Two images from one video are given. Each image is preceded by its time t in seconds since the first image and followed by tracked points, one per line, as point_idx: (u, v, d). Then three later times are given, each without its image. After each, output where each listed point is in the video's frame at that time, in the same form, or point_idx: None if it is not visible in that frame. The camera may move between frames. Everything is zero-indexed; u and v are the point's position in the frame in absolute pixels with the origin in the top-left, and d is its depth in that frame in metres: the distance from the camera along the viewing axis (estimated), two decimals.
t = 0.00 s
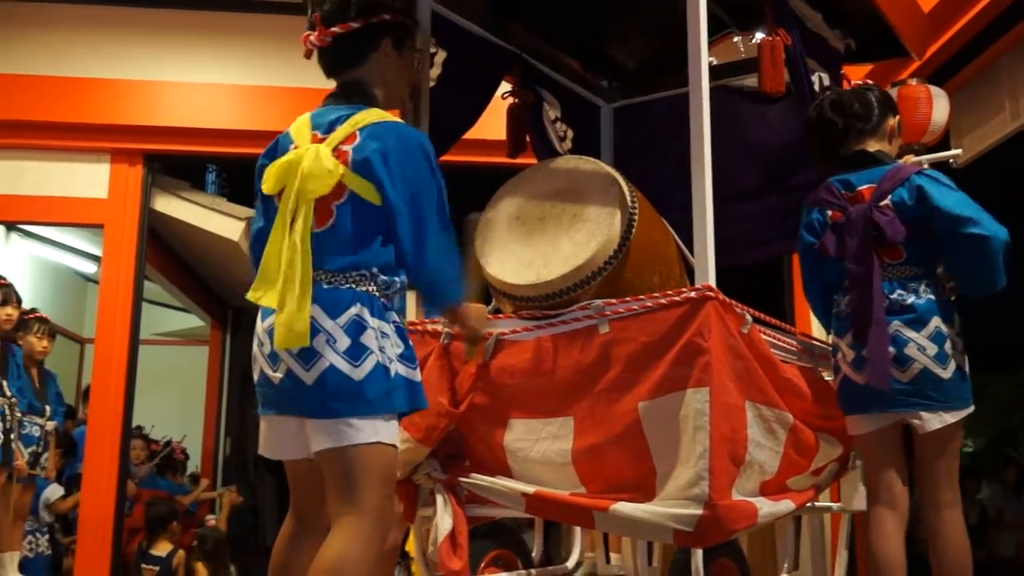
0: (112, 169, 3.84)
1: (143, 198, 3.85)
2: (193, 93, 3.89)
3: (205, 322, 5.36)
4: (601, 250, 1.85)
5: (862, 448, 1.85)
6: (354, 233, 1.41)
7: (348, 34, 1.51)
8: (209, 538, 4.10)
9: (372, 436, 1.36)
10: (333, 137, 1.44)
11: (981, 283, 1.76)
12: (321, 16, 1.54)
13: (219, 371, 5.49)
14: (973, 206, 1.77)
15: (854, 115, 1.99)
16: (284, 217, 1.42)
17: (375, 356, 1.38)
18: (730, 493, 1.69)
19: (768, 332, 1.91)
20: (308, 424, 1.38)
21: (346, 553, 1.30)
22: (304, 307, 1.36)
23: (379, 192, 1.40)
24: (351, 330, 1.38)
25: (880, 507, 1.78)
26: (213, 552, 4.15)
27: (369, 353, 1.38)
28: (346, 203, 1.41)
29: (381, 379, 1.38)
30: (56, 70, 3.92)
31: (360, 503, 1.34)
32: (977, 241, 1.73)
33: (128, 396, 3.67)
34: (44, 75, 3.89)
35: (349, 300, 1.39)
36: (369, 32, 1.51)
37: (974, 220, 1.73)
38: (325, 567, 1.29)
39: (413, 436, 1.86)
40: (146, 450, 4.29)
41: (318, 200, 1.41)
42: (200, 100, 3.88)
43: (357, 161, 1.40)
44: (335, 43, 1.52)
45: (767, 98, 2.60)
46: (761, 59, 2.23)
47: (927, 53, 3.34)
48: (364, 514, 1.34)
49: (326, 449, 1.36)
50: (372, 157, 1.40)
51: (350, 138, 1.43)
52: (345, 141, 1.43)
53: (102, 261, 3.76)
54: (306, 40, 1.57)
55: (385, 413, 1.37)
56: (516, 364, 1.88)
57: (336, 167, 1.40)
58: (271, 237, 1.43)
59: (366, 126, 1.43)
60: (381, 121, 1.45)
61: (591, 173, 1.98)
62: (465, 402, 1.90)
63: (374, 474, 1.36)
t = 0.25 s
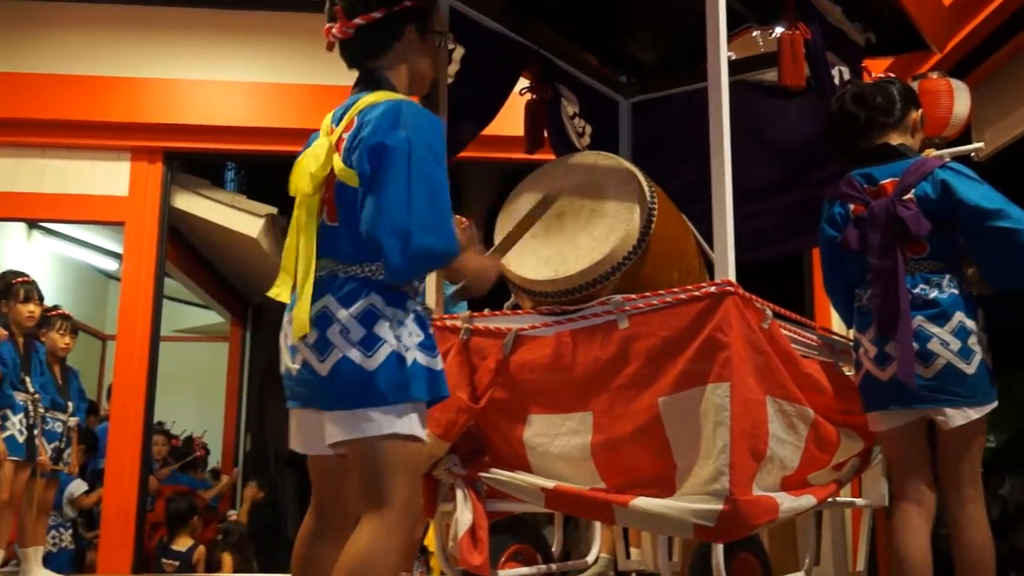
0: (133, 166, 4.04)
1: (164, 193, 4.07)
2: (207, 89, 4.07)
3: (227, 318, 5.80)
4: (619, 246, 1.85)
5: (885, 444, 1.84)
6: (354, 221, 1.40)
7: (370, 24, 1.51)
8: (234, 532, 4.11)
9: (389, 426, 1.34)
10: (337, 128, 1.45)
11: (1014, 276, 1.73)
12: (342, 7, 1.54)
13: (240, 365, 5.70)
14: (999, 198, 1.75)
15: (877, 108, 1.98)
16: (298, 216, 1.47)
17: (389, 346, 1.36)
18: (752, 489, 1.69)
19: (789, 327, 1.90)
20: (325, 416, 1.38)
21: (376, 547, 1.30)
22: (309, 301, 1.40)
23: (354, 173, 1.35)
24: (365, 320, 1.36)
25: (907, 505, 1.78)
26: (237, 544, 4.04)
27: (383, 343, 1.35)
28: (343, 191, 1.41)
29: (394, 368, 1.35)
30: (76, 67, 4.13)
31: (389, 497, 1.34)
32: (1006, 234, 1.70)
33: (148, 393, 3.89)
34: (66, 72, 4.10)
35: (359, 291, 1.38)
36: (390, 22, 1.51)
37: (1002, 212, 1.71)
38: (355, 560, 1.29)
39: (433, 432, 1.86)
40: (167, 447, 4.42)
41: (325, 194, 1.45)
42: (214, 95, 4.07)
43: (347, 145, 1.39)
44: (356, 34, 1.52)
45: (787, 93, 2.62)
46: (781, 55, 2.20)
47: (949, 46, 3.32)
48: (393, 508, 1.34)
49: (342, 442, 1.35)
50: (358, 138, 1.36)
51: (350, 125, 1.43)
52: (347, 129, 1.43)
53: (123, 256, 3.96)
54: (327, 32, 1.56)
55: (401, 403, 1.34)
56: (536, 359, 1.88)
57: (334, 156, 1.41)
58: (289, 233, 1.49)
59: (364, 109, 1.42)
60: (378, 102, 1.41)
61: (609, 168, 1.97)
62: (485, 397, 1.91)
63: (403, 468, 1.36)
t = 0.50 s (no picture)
0: (165, 156, 4.37)
1: (196, 181, 4.39)
2: (240, 78, 4.39)
3: (261, 306, 6.10)
4: (651, 231, 1.83)
5: (919, 428, 1.81)
6: (395, 198, 1.41)
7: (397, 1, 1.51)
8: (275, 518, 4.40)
9: (419, 404, 1.35)
10: (367, 108, 1.46)
11: None
12: None
13: (272, 354, 5.94)
14: None
15: (914, 91, 1.96)
16: (337, 201, 1.45)
17: (425, 323, 1.38)
18: (785, 476, 1.68)
19: (823, 313, 1.89)
20: (363, 393, 1.39)
21: (396, 524, 1.31)
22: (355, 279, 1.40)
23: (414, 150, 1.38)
24: (402, 298, 1.38)
25: (934, 489, 1.76)
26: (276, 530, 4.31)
27: (419, 320, 1.38)
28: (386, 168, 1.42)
29: (431, 346, 1.37)
30: (110, 61, 4.48)
31: (408, 476, 1.35)
32: None
33: (183, 377, 4.21)
34: (101, 65, 4.44)
35: (398, 268, 1.40)
36: None
37: None
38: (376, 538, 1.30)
39: (465, 419, 1.86)
40: (202, 433, 4.61)
41: (363, 174, 1.45)
42: (245, 84, 4.39)
43: (386, 123, 1.40)
44: (384, 12, 1.51)
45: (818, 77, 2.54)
46: (813, 38, 2.18)
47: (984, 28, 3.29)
48: (413, 487, 1.34)
49: (378, 418, 1.37)
50: (395, 118, 1.39)
51: (382, 103, 1.44)
52: (378, 108, 1.45)
53: (156, 249, 4.28)
54: (353, 9, 1.56)
55: (436, 379, 1.37)
56: (567, 346, 1.88)
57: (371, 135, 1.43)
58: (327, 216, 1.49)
59: (391, 86, 1.43)
60: (401, 75, 1.42)
61: (640, 154, 1.95)
62: (517, 383, 1.91)
63: (423, 446, 1.37)
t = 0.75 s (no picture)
0: (198, 150, 4.42)
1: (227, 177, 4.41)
2: (271, 73, 4.44)
3: (291, 298, 6.22)
4: (682, 221, 1.82)
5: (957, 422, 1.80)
6: (443, 212, 1.40)
7: (427, 19, 1.49)
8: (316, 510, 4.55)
9: (471, 416, 1.35)
10: (405, 121, 1.43)
11: None
12: None
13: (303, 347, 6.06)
14: None
15: (952, 78, 1.93)
16: (368, 211, 1.42)
17: (473, 337, 1.37)
18: (819, 467, 1.67)
19: (856, 303, 1.87)
20: (406, 403, 1.37)
21: (444, 530, 1.30)
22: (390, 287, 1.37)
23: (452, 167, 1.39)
24: (450, 312, 1.37)
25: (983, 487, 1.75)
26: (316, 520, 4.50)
27: (468, 334, 1.36)
28: (428, 185, 1.40)
29: (479, 359, 1.36)
30: (140, 55, 4.53)
31: (457, 483, 1.33)
32: None
33: (217, 369, 4.26)
34: (130, 60, 4.51)
35: (445, 282, 1.38)
36: (447, 17, 1.49)
37: None
38: (424, 543, 1.29)
39: (497, 410, 1.85)
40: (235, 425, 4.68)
41: (399, 185, 1.41)
42: (276, 78, 4.43)
43: (431, 141, 1.40)
44: (413, 29, 1.51)
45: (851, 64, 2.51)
46: (845, 25, 2.09)
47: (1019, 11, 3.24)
48: (461, 493, 1.33)
49: (423, 428, 1.35)
50: (441, 139, 1.39)
51: (422, 120, 1.42)
52: (419, 124, 1.42)
53: (188, 243, 4.35)
54: (383, 27, 1.56)
55: (483, 392, 1.36)
56: (598, 337, 1.87)
57: (412, 152, 1.40)
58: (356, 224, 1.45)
59: (435, 104, 1.42)
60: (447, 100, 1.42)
61: (671, 144, 1.94)
62: (548, 374, 1.91)
63: (473, 453, 1.35)
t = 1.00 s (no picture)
0: (226, 145, 4.46)
1: (256, 169, 4.47)
2: (294, 68, 4.42)
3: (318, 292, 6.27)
4: (710, 212, 1.82)
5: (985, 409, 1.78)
6: (461, 197, 1.41)
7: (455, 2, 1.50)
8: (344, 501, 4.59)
9: (486, 400, 1.36)
10: (436, 105, 1.46)
11: None
12: None
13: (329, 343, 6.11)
14: None
15: (983, 64, 1.91)
16: (395, 194, 1.46)
17: (488, 322, 1.38)
18: (847, 459, 1.66)
19: (885, 292, 1.86)
20: (422, 388, 1.40)
21: (459, 511, 1.30)
22: (416, 275, 1.40)
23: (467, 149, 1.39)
24: (465, 296, 1.38)
25: (1004, 472, 1.71)
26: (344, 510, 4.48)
27: (483, 319, 1.38)
28: (446, 168, 1.41)
29: (495, 343, 1.38)
30: (168, 51, 4.56)
31: (470, 464, 1.34)
32: None
33: (244, 361, 4.31)
34: (157, 55, 4.53)
35: (461, 267, 1.40)
36: None
37: None
38: (442, 526, 1.30)
39: (523, 402, 1.84)
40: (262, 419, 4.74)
41: (426, 170, 1.43)
42: (301, 72, 4.42)
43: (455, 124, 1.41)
44: (444, 14, 1.51)
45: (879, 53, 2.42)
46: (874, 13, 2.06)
47: None
48: (475, 475, 1.34)
49: (439, 414, 1.38)
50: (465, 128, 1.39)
51: (454, 104, 1.44)
52: (448, 108, 1.44)
53: (217, 237, 4.39)
54: (415, 11, 1.55)
55: (499, 377, 1.38)
56: (625, 329, 1.87)
57: (438, 136, 1.42)
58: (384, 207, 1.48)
59: (467, 91, 1.44)
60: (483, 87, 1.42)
61: (698, 134, 1.94)
62: (575, 366, 1.91)
63: (484, 434, 1.36)
